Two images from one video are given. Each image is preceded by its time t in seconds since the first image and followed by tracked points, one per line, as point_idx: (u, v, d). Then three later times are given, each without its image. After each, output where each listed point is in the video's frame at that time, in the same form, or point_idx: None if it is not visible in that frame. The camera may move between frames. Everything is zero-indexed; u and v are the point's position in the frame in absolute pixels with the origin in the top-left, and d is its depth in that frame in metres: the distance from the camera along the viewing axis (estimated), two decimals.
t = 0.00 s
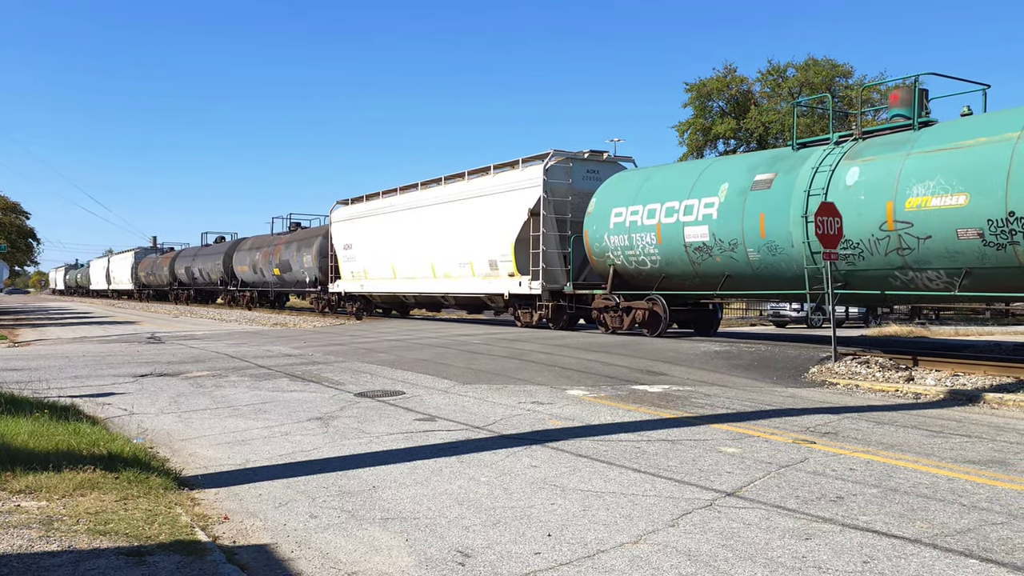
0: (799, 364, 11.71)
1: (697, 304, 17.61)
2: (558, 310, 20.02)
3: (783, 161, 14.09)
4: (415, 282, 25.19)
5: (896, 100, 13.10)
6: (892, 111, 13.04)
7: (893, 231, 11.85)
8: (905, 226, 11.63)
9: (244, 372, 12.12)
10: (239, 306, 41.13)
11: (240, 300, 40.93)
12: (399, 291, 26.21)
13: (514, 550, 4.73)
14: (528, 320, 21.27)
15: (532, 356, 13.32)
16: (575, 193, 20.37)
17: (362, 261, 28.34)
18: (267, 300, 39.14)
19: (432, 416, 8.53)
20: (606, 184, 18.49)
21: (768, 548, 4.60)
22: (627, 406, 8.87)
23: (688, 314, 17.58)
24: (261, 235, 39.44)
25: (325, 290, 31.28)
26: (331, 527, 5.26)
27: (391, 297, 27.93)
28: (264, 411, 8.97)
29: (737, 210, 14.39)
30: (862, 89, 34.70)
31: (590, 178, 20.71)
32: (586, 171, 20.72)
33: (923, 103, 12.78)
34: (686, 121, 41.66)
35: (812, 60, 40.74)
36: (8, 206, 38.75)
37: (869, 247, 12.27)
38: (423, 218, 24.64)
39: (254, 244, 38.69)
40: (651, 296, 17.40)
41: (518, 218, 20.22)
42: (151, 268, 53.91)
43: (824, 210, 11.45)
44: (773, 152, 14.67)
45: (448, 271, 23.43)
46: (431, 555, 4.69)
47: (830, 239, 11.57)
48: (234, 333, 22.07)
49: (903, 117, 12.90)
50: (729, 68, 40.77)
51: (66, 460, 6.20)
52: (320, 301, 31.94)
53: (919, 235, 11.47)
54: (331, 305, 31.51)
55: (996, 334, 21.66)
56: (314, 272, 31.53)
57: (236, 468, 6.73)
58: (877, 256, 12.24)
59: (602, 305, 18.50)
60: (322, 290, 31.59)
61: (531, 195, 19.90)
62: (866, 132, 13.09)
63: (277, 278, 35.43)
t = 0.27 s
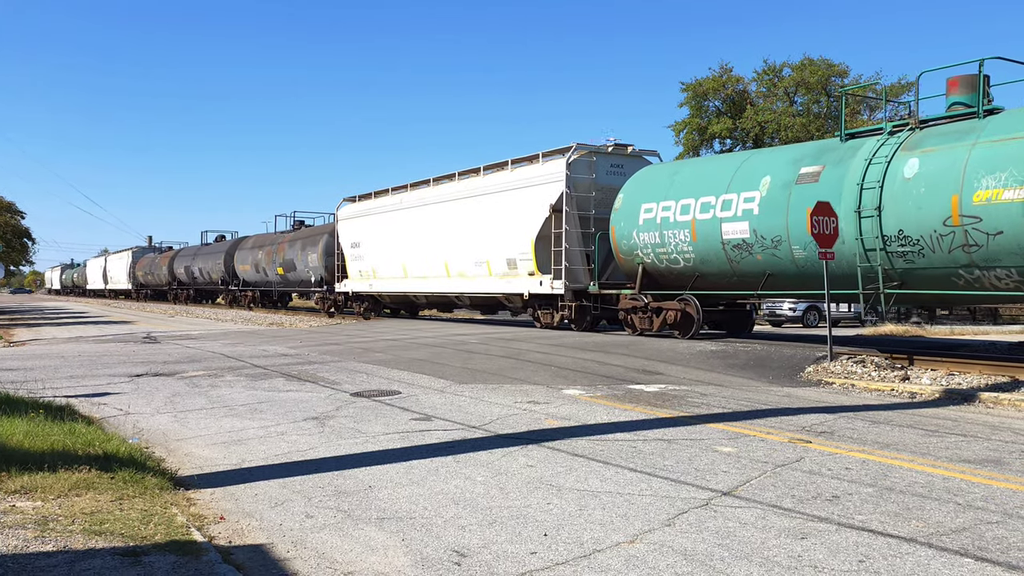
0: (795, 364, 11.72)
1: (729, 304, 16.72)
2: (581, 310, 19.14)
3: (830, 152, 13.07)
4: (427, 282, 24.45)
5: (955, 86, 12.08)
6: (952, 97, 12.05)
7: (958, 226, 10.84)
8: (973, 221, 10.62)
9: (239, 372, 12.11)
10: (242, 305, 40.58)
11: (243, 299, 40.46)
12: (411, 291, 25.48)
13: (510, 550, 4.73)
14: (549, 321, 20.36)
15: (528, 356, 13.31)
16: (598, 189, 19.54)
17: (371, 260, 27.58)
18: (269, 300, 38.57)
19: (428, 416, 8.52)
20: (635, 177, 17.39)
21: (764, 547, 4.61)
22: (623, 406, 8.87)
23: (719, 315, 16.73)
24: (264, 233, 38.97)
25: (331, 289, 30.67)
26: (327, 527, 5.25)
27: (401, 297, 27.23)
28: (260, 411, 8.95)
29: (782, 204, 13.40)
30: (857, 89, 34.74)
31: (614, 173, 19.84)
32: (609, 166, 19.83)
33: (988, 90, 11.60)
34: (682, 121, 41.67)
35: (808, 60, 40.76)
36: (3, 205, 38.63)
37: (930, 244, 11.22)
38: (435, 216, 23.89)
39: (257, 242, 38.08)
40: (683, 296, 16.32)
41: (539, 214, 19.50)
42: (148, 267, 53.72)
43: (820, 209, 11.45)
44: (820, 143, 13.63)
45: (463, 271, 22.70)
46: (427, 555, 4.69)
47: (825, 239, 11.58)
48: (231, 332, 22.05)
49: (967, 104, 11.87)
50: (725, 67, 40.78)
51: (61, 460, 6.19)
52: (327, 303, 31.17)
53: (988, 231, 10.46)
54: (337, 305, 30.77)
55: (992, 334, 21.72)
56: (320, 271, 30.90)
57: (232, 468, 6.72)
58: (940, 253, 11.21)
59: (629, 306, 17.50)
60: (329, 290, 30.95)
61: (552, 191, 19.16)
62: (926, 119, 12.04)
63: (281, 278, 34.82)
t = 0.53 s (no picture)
0: (793, 363, 11.73)
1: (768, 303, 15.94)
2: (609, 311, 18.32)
3: (886, 143, 12.33)
4: (443, 282, 23.65)
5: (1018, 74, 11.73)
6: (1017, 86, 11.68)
7: None
8: None
9: (238, 372, 12.11)
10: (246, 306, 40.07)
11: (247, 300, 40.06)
12: (425, 291, 24.69)
13: (509, 550, 4.73)
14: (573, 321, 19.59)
15: (527, 356, 13.32)
16: (627, 185, 18.58)
17: (383, 259, 26.76)
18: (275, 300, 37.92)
19: (427, 416, 8.53)
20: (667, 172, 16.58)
21: (763, 547, 4.61)
22: (622, 406, 8.87)
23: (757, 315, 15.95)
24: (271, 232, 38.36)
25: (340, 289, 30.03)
26: (326, 527, 5.25)
27: (413, 297, 26.46)
28: (259, 411, 8.95)
29: (835, 199, 12.62)
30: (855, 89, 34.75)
31: (642, 168, 18.80)
32: (638, 160, 18.79)
33: None
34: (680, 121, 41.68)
35: (806, 60, 40.78)
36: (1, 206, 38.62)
37: (1004, 241, 10.52)
38: (453, 213, 23.07)
39: (264, 241, 37.37)
40: (722, 297, 15.50)
41: (565, 212, 18.69)
42: (148, 267, 53.63)
43: (818, 209, 11.46)
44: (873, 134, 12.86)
45: (481, 270, 21.90)
46: (426, 555, 4.69)
47: (824, 239, 11.58)
48: (229, 333, 22.06)
49: None
50: (724, 67, 40.78)
51: (60, 461, 6.19)
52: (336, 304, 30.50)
53: None
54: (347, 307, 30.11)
55: (990, 333, 21.75)
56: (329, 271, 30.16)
57: (231, 468, 6.72)
58: (1014, 251, 10.50)
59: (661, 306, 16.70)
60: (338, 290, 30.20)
61: (579, 187, 18.34)
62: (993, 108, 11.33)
63: (288, 278, 34.15)
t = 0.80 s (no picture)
0: (791, 363, 11.74)
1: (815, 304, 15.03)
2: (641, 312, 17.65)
3: (950, 133, 11.55)
4: (462, 281, 23.14)
5: None
6: None
7: None
8: None
9: (237, 372, 12.12)
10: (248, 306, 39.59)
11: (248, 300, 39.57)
12: (442, 291, 24.16)
13: (508, 549, 4.73)
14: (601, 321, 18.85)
15: (526, 355, 13.32)
16: (659, 179, 17.93)
17: (398, 258, 26.19)
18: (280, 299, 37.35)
19: (426, 416, 8.53)
20: (704, 166, 15.80)
21: (762, 546, 4.62)
22: (621, 405, 8.87)
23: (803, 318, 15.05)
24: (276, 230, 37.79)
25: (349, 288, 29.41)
26: (326, 527, 5.25)
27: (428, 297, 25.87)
28: (258, 411, 8.95)
29: (894, 192, 11.84)
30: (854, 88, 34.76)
31: (674, 162, 18.18)
32: (669, 153, 18.15)
33: None
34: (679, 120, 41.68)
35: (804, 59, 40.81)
36: None
37: None
38: (472, 210, 22.52)
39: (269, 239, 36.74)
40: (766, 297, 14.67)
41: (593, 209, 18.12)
42: (149, 267, 53.51)
43: (816, 209, 11.47)
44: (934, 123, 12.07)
45: (503, 269, 21.40)
46: (426, 554, 4.69)
47: (822, 238, 11.59)
48: (228, 333, 22.06)
49: None
50: (722, 67, 40.79)
51: (58, 460, 6.19)
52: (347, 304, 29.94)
53: None
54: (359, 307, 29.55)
55: (988, 333, 21.80)
56: (339, 270, 29.59)
57: (230, 468, 6.72)
58: None
59: (697, 307, 15.95)
60: (349, 289, 29.64)
61: (609, 182, 17.76)
62: None
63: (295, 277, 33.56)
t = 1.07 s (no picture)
0: (791, 362, 11.74)
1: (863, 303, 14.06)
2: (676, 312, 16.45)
3: None
4: (479, 280, 21.89)
5: None
6: None
7: None
8: None
9: (236, 371, 12.11)
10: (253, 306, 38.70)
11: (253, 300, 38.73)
12: (458, 290, 22.92)
13: (508, 548, 4.73)
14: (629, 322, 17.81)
15: (525, 355, 13.32)
16: (694, 173, 16.51)
17: (411, 256, 24.94)
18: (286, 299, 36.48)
19: (425, 415, 8.53)
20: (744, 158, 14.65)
21: (761, 545, 4.61)
22: (620, 404, 8.86)
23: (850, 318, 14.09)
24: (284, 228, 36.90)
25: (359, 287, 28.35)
26: (325, 526, 5.25)
27: (442, 297, 24.79)
28: (257, 410, 8.95)
29: (964, 183, 10.75)
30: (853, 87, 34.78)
31: (710, 154, 16.69)
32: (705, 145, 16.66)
33: None
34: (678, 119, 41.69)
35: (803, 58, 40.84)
36: None
37: None
38: (491, 206, 21.24)
39: (275, 238, 35.68)
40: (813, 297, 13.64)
41: (625, 203, 16.75)
42: (150, 266, 53.38)
43: (815, 208, 11.47)
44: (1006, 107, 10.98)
45: (525, 267, 20.12)
46: (425, 553, 4.69)
47: (821, 237, 11.59)
48: (227, 332, 22.06)
49: None
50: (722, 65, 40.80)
51: (57, 460, 6.18)
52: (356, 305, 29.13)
53: None
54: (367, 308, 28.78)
55: (987, 331, 21.84)
56: (348, 269, 28.47)
57: (229, 467, 6.71)
58: None
59: (737, 308, 14.89)
60: (359, 289, 28.50)
61: (642, 175, 16.35)
62: None
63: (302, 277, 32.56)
